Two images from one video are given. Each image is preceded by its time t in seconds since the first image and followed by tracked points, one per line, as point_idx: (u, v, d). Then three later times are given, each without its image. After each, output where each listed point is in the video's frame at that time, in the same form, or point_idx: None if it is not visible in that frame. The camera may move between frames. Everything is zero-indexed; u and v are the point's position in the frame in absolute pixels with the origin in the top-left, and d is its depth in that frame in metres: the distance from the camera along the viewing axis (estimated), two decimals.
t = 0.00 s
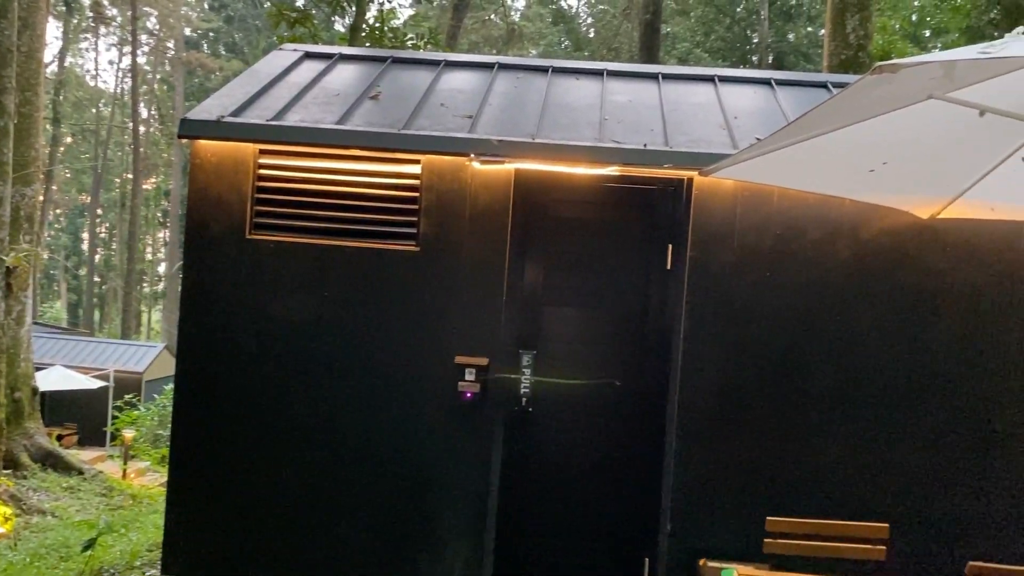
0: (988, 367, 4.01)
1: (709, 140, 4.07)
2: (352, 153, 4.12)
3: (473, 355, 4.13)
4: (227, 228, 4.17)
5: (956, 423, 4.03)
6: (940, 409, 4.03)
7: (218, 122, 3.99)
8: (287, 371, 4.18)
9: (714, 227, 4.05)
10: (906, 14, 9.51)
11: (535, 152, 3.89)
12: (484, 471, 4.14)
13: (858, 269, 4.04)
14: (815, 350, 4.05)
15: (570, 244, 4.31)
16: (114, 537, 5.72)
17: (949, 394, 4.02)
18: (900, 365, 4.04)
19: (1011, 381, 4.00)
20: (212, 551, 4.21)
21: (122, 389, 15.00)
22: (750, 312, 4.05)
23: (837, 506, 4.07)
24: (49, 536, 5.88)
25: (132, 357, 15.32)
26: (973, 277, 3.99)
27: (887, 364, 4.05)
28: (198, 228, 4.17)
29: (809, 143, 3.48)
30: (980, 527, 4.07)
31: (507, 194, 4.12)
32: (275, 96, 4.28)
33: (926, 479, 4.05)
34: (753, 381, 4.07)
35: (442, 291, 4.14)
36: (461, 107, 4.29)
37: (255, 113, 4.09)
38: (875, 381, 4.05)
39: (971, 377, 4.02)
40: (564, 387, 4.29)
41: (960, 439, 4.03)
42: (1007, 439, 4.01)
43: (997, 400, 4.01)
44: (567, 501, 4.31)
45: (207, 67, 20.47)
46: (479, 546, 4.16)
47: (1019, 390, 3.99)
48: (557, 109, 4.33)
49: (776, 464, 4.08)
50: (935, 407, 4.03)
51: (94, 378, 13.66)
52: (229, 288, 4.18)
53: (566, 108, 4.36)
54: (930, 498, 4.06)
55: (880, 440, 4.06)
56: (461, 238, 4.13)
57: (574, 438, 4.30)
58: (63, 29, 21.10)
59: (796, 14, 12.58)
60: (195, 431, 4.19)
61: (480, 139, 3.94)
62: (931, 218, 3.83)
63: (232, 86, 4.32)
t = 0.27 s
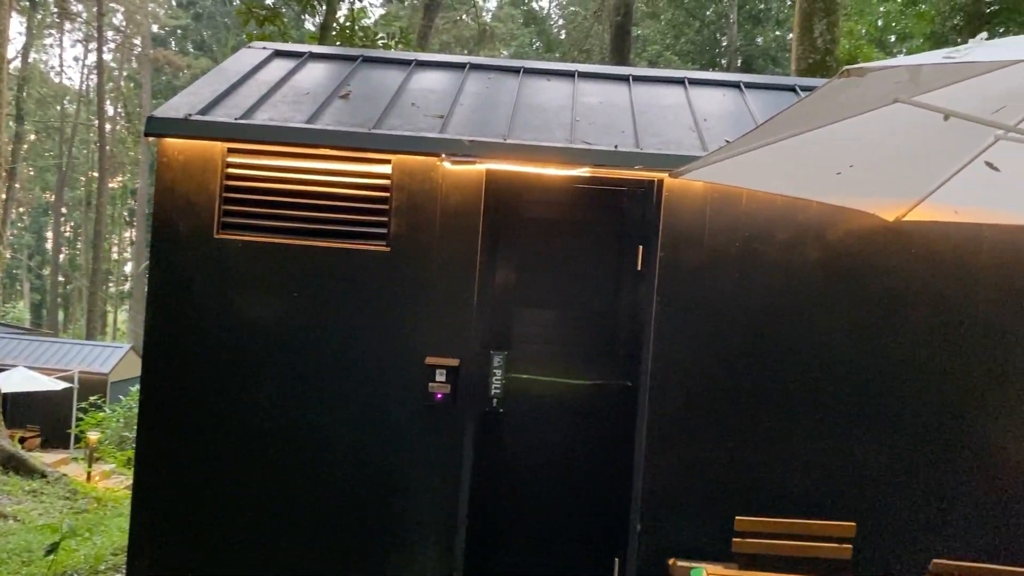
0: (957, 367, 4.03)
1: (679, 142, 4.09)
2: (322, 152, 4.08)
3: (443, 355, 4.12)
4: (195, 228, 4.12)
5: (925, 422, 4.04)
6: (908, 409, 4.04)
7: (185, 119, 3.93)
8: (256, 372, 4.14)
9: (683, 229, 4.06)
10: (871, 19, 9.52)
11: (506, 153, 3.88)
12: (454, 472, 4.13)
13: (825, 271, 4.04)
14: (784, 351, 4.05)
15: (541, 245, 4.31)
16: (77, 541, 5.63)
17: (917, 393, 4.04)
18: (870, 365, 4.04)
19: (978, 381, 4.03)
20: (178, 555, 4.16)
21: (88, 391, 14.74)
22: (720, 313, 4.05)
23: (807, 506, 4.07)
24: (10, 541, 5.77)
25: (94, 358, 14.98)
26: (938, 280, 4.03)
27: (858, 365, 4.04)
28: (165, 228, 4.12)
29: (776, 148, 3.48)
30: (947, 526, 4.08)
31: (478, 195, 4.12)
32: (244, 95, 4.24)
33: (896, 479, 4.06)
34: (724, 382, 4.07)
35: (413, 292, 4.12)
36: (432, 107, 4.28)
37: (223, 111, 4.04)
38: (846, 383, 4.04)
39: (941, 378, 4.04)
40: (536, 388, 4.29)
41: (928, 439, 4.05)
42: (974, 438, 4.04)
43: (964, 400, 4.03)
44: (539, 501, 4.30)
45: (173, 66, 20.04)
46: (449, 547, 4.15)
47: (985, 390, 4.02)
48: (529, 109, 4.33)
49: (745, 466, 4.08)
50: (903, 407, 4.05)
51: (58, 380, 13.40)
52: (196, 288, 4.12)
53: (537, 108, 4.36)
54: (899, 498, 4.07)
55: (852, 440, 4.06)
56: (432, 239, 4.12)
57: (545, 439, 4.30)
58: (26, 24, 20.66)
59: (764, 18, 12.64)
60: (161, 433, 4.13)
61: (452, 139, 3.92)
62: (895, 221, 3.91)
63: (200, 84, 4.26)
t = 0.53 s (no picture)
0: (923, 365, 4.05)
1: (647, 143, 4.10)
2: (289, 150, 4.04)
3: (411, 355, 4.10)
4: (159, 226, 4.06)
5: (892, 421, 4.05)
6: (876, 408, 4.05)
7: (147, 116, 3.83)
8: (221, 373, 4.09)
9: (650, 229, 4.06)
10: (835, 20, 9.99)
11: (475, 152, 3.88)
12: (422, 473, 4.11)
13: (791, 272, 4.06)
14: (750, 351, 4.06)
15: (510, 244, 4.29)
16: (37, 545, 5.52)
17: (883, 392, 4.04)
18: (838, 365, 4.06)
19: (943, 380, 4.05)
20: (141, 558, 4.10)
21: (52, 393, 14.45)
22: (688, 313, 4.06)
23: (775, 505, 4.08)
24: None
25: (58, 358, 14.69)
26: (903, 279, 4.03)
27: (823, 364, 4.05)
28: (128, 226, 4.05)
29: (742, 149, 3.49)
30: (915, 524, 4.09)
31: (447, 194, 4.11)
32: (209, 92, 4.19)
33: (864, 477, 4.07)
34: (689, 382, 4.06)
35: (381, 292, 4.10)
36: (400, 105, 4.26)
37: (188, 108, 3.99)
38: (811, 382, 4.05)
39: (904, 377, 4.04)
40: (505, 387, 4.28)
41: (896, 437, 4.06)
42: (942, 437, 4.05)
43: (931, 398, 4.04)
44: (508, 501, 4.29)
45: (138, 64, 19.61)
46: (417, 547, 4.14)
47: (950, 389, 4.03)
48: (497, 108, 4.32)
49: (711, 466, 4.08)
50: (871, 406, 4.05)
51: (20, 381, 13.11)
52: (160, 287, 4.07)
53: (505, 108, 4.35)
54: (867, 496, 4.07)
55: (819, 439, 4.07)
56: (400, 238, 4.10)
57: (514, 440, 4.29)
58: None
59: (732, 20, 12.74)
60: (124, 435, 4.07)
61: (420, 138, 3.91)
62: (860, 221, 3.94)
63: (164, 81, 4.20)
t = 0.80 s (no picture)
0: (886, 364, 4.09)
1: (614, 143, 4.10)
2: (253, 147, 4.00)
3: (377, 355, 4.08)
4: (120, 224, 3.99)
5: (855, 419, 4.09)
6: (839, 406, 4.09)
7: (106, 112, 3.74)
8: (183, 373, 4.03)
9: (616, 228, 4.06)
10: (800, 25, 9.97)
11: (442, 151, 3.86)
12: (388, 473, 4.09)
13: (756, 271, 4.09)
14: (715, 350, 4.09)
15: (476, 242, 4.24)
16: None
17: (846, 391, 4.09)
18: (802, 364, 4.09)
19: (907, 378, 4.08)
20: (101, 560, 4.04)
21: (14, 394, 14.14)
22: (655, 312, 4.07)
23: (739, 502, 4.11)
24: None
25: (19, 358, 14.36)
26: (865, 279, 4.08)
27: (788, 363, 4.09)
28: (88, 224, 3.98)
29: (708, 150, 3.49)
30: (877, 521, 4.13)
31: (413, 193, 4.08)
32: (171, 88, 4.12)
33: (827, 475, 4.10)
34: (656, 381, 4.06)
35: (347, 291, 4.07)
36: (366, 103, 4.23)
37: (149, 104, 3.90)
38: (775, 381, 4.09)
39: (867, 376, 4.08)
40: (472, 387, 4.24)
41: (860, 435, 4.09)
42: (905, 435, 4.08)
43: (893, 396, 4.09)
44: (475, 501, 4.28)
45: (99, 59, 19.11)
46: (383, 548, 4.12)
47: (913, 387, 4.08)
48: (464, 107, 4.31)
49: (677, 464, 4.09)
50: (835, 403, 4.09)
51: None
52: (121, 286, 4.00)
53: (473, 106, 4.34)
54: (830, 493, 4.10)
55: (784, 437, 4.10)
56: (366, 237, 4.07)
57: (480, 439, 4.25)
58: None
59: (700, 21, 12.91)
60: (83, 436, 4.00)
61: (387, 136, 3.88)
62: (823, 222, 3.96)
63: (125, 76, 4.13)
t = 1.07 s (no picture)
0: (855, 362, 4.11)
1: (586, 142, 4.10)
2: (221, 145, 3.95)
3: (347, 354, 4.05)
4: (85, 222, 3.93)
5: (825, 416, 4.10)
6: (810, 404, 4.10)
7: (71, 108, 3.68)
8: (151, 373, 3.98)
9: (587, 228, 4.05)
10: (773, 28, 10.17)
11: (413, 149, 3.84)
12: (359, 472, 4.07)
13: (727, 269, 4.10)
14: (687, 348, 4.09)
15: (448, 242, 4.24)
16: None
17: (817, 390, 4.10)
18: (772, 362, 4.10)
19: (875, 377, 4.11)
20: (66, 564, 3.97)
21: None
22: (626, 311, 4.07)
23: (711, 500, 4.11)
24: None
25: None
26: (834, 278, 4.09)
27: (759, 363, 4.10)
28: (52, 222, 3.91)
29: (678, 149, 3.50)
30: (847, 518, 4.13)
31: (384, 191, 4.06)
32: (138, 84, 4.06)
33: (797, 474, 4.11)
34: (627, 380, 4.06)
35: (318, 290, 4.05)
36: (337, 100, 4.20)
37: (115, 100, 3.84)
38: (746, 380, 4.09)
39: (837, 375, 4.10)
40: (444, 386, 4.22)
41: (830, 433, 4.11)
42: (874, 432, 4.12)
43: (862, 394, 4.11)
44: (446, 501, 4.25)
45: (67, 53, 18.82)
46: (354, 548, 4.10)
47: (880, 386, 4.11)
48: (435, 105, 4.29)
49: (649, 464, 4.08)
50: (805, 401, 4.10)
51: None
52: (86, 286, 3.94)
53: (444, 104, 4.32)
54: (801, 491, 4.11)
55: (755, 435, 4.10)
56: (336, 235, 4.05)
57: (453, 439, 4.24)
58: None
59: (672, 22, 13.03)
60: (47, 438, 3.93)
61: (357, 134, 3.84)
62: (791, 222, 3.98)
63: (90, 72, 4.06)
